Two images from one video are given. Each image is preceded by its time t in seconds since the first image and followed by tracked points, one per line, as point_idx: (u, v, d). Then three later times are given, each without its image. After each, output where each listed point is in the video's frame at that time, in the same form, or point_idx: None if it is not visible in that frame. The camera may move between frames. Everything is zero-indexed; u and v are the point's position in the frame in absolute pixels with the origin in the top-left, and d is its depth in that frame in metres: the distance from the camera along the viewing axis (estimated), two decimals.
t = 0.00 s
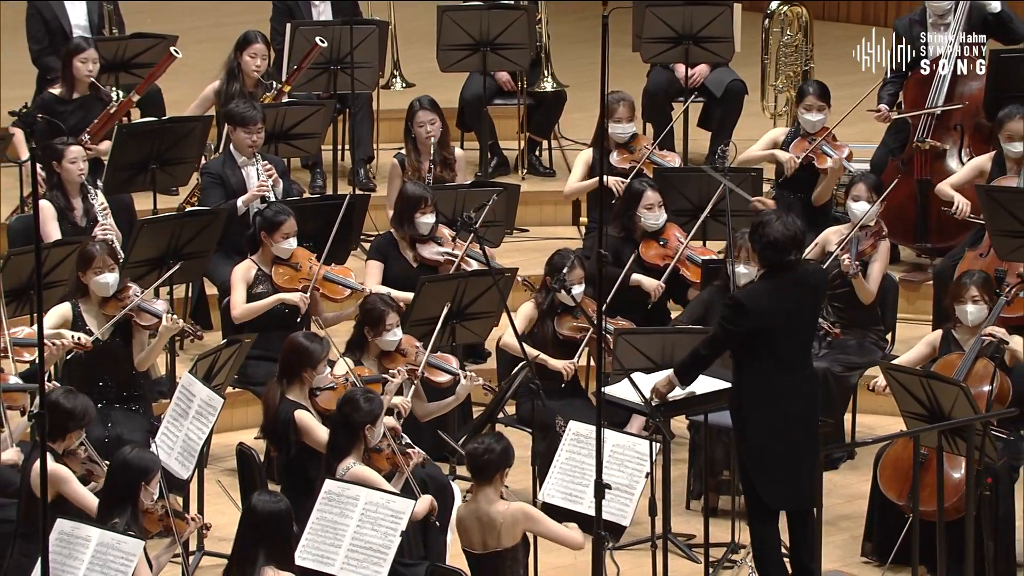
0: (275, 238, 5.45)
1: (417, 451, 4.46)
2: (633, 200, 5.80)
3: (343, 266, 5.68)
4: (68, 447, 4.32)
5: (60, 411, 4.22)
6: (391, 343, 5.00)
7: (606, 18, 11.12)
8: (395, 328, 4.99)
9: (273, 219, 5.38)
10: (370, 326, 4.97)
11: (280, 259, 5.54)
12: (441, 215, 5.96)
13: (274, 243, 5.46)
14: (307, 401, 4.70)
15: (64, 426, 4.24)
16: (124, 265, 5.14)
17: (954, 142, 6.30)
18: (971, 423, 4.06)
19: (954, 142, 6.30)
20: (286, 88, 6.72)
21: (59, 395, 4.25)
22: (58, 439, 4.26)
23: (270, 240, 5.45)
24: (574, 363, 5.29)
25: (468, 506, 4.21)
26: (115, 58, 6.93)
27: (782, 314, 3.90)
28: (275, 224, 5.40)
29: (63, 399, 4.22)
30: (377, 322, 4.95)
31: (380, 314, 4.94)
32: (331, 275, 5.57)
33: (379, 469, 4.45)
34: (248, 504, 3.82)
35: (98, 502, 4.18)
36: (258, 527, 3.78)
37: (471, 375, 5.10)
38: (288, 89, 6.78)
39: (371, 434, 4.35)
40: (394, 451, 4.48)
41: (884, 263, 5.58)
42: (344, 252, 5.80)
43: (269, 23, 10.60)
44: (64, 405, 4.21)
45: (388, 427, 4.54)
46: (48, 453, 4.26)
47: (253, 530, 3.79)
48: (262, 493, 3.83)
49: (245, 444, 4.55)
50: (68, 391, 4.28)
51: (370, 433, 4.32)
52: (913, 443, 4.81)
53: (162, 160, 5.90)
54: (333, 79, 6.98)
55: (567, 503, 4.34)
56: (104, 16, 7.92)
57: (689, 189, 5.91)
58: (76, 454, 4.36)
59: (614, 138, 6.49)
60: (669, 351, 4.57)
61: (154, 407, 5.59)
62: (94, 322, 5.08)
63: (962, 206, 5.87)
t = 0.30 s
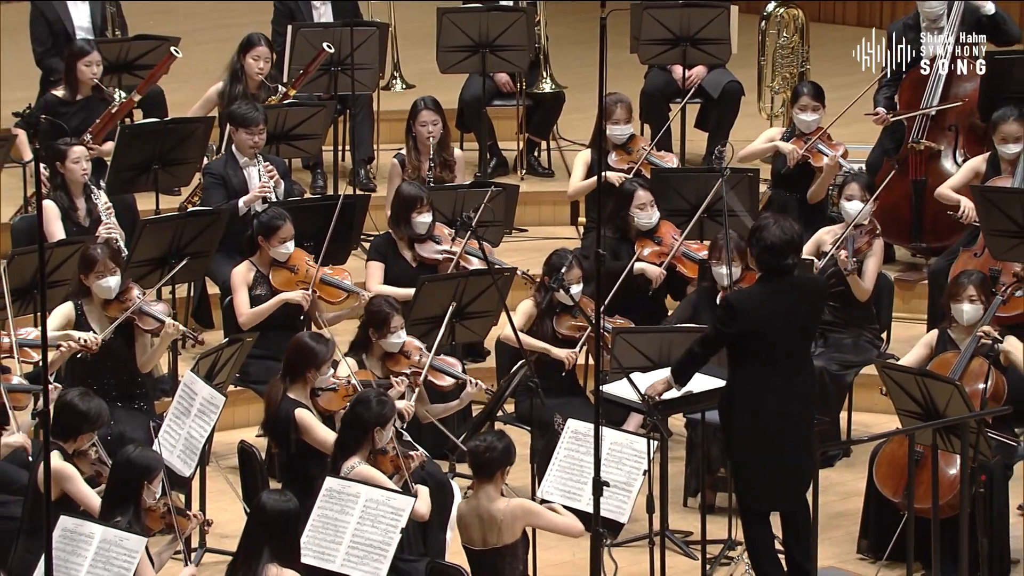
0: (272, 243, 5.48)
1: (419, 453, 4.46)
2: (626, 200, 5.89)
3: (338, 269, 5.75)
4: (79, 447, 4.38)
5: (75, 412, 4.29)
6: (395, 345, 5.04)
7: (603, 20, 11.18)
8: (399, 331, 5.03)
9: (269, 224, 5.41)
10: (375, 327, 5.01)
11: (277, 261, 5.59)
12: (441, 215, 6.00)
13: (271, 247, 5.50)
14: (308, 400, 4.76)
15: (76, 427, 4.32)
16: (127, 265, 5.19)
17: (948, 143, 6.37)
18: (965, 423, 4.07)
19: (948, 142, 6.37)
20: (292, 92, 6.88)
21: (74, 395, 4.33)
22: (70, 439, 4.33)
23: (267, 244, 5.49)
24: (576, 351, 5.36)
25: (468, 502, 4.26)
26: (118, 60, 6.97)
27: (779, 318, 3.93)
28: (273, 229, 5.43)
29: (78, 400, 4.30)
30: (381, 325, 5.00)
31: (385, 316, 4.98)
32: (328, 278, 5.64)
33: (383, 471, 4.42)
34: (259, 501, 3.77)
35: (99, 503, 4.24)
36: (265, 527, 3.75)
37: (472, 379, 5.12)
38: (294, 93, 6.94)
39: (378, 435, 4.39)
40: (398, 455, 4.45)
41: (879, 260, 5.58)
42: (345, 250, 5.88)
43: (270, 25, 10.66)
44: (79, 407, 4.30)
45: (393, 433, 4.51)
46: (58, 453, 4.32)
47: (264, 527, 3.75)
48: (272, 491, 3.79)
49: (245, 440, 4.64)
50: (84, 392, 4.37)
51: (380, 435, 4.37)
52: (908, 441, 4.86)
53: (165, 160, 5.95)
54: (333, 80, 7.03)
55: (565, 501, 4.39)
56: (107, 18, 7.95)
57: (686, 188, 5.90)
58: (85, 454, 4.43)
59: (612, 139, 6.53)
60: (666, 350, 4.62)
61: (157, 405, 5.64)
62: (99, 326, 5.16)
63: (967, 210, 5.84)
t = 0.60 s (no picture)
0: (267, 246, 5.53)
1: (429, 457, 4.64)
2: (615, 201, 5.98)
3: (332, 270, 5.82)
4: (90, 447, 4.45)
5: (87, 414, 4.35)
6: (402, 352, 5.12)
7: (601, 23, 11.24)
8: (407, 338, 5.11)
9: (263, 229, 5.47)
10: (384, 334, 5.11)
11: (274, 264, 5.64)
12: (441, 216, 6.06)
13: (266, 251, 5.55)
14: (309, 398, 4.82)
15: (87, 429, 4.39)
16: (130, 264, 5.24)
17: (942, 144, 6.42)
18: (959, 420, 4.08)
19: (942, 144, 6.42)
20: (295, 95, 6.96)
21: (87, 396, 4.39)
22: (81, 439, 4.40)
23: (262, 248, 5.54)
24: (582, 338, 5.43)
25: (472, 499, 4.32)
26: (120, 62, 7.02)
27: (777, 319, 3.98)
28: (267, 233, 5.49)
29: (90, 402, 4.36)
30: (390, 331, 5.09)
31: (395, 323, 5.07)
32: (324, 280, 5.71)
33: (387, 470, 4.64)
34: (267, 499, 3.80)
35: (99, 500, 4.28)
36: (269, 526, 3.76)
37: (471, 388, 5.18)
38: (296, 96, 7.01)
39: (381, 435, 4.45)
40: (402, 453, 4.67)
41: (872, 259, 5.65)
42: (343, 252, 5.89)
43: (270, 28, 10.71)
44: (92, 409, 4.35)
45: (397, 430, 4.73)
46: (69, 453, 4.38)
47: (267, 526, 3.78)
48: (280, 491, 3.80)
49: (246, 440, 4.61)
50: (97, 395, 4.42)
51: (383, 435, 4.41)
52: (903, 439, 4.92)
53: (167, 161, 6.00)
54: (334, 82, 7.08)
55: (564, 499, 4.43)
56: (110, 20, 7.99)
57: (682, 189, 5.93)
58: (95, 454, 4.49)
59: (609, 141, 6.58)
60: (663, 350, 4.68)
61: (159, 403, 5.69)
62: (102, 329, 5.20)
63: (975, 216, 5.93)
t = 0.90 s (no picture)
0: (263, 246, 5.57)
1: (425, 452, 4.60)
2: (610, 199, 5.92)
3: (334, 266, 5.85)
4: (87, 443, 4.49)
5: (82, 410, 4.39)
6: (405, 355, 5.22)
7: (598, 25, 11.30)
8: (409, 343, 5.20)
9: (260, 229, 5.51)
10: (387, 338, 5.18)
11: (273, 264, 5.67)
12: (439, 216, 6.10)
13: (263, 250, 5.58)
14: (308, 397, 4.88)
15: (82, 425, 4.44)
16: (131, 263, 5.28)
17: (937, 146, 6.46)
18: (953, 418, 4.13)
19: (937, 146, 6.46)
20: (296, 96, 6.94)
21: (82, 392, 4.43)
22: (78, 435, 4.45)
23: (259, 247, 5.58)
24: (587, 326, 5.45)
25: (476, 495, 4.33)
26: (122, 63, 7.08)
27: (773, 317, 4.02)
28: (263, 233, 5.52)
29: (84, 398, 4.39)
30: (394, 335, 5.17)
31: (398, 328, 5.15)
32: (321, 277, 5.73)
33: (386, 467, 4.62)
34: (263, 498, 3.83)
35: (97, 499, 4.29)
36: (268, 523, 3.80)
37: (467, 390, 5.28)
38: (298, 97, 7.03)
39: (376, 434, 4.50)
40: (400, 448, 4.64)
41: (864, 256, 5.69)
42: (343, 251, 5.96)
43: (271, 30, 10.76)
44: (86, 403, 4.39)
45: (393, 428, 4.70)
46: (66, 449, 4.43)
47: (264, 526, 3.81)
48: (274, 487, 3.82)
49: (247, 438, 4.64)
50: (90, 390, 4.46)
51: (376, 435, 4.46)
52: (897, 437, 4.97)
53: (168, 162, 6.04)
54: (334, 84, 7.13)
55: (562, 496, 4.49)
56: (111, 22, 8.03)
57: (680, 189, 6.02)
58: (94, 450, 4.52)
59: (605, 142, 6.63)
60: (660, 349, 4.72)
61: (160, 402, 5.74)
62: (102, 326, 5.24)
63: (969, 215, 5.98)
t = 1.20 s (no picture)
0: (264, 242, 5.60)
1: (420, 446, 4.67)
2: (609, 197, 5.97)
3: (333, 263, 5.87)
4: (72, 438, 4.52)
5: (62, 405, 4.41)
6: (403, 351, 5.20)
7: (596, 27, 11.33)
8: (408, 338, 5.19)
9: (261, 225, 5.52)
10: (386, 333, 5.17)
11: (273, 261, 5.72)
12: (437, 217, 6.15)
13: (264, 247, 5.61)
14: (306, 397, 4.91)
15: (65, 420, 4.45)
16: (132, 264, 5.29)
17: (931, 146, 6.52)
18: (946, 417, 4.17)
19: (931, 146, 6.52)
20: (295, 97, 7.00)
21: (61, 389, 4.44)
22: (64, 433, 4.47)
23: (259, 244, 5.61)
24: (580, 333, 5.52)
25: (479, 493, 4.37)
26: (123, 65, 7.13)
27: (765, 319, 4.05)
28: (263, 229, 5.54)
29: (65, 395, 4.41)
30: (392, 331, 5.16)
31: (396, 323, 5.14)
32: (322, 272, 5.77)
33: (379, 462, 4.63)
34: (246, 497, 3.85)
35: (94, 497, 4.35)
36: (254, 525, 3.82)
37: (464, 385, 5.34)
38: (297, 97, 7.06)
39: (368, 431, 4.53)
40: (393, 445, 4.66)
41: (856, 254, 5.74)
42: (343, 251, 6.00)
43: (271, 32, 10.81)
44: (64, 399, 4.40)
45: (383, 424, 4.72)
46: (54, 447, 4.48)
47: (256, 525, 3.83)
48: (258, 486, 3.87)
49: (247, 436, 4.72)
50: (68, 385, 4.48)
51: (367, 430, 4.51)
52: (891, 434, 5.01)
53: (168, 162, 6.08)
54: (333, 85, 7.17)
55: (559, 494, 4.54)
56: (112, 24, 8.08)
57: (676, 190, 6.08)
58: (82, 444, 4.57)
59: (601, 142, 6.68)
60: (656, 348, 4.76)
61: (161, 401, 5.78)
62: (102, 322, 5.29)
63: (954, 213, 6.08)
